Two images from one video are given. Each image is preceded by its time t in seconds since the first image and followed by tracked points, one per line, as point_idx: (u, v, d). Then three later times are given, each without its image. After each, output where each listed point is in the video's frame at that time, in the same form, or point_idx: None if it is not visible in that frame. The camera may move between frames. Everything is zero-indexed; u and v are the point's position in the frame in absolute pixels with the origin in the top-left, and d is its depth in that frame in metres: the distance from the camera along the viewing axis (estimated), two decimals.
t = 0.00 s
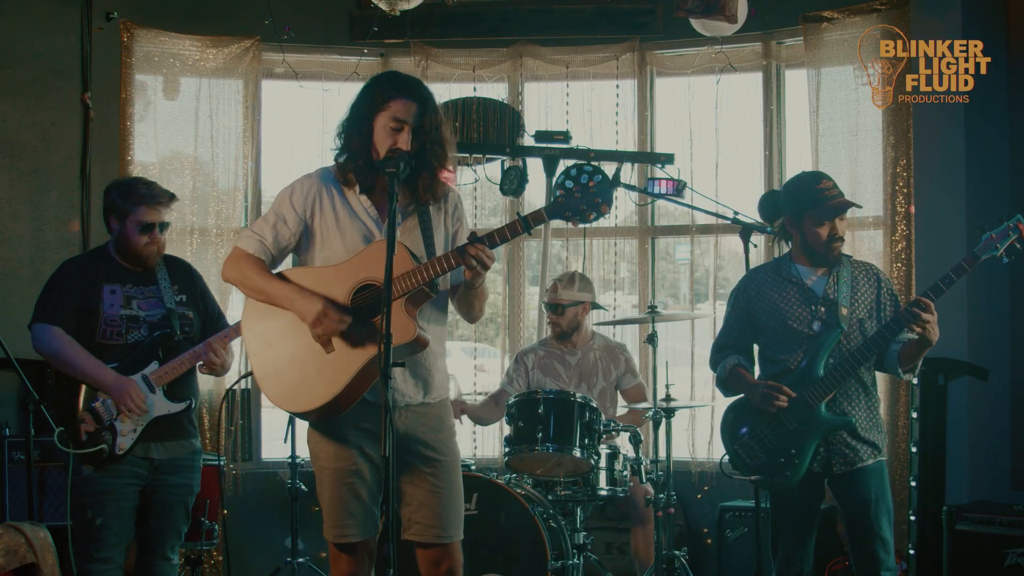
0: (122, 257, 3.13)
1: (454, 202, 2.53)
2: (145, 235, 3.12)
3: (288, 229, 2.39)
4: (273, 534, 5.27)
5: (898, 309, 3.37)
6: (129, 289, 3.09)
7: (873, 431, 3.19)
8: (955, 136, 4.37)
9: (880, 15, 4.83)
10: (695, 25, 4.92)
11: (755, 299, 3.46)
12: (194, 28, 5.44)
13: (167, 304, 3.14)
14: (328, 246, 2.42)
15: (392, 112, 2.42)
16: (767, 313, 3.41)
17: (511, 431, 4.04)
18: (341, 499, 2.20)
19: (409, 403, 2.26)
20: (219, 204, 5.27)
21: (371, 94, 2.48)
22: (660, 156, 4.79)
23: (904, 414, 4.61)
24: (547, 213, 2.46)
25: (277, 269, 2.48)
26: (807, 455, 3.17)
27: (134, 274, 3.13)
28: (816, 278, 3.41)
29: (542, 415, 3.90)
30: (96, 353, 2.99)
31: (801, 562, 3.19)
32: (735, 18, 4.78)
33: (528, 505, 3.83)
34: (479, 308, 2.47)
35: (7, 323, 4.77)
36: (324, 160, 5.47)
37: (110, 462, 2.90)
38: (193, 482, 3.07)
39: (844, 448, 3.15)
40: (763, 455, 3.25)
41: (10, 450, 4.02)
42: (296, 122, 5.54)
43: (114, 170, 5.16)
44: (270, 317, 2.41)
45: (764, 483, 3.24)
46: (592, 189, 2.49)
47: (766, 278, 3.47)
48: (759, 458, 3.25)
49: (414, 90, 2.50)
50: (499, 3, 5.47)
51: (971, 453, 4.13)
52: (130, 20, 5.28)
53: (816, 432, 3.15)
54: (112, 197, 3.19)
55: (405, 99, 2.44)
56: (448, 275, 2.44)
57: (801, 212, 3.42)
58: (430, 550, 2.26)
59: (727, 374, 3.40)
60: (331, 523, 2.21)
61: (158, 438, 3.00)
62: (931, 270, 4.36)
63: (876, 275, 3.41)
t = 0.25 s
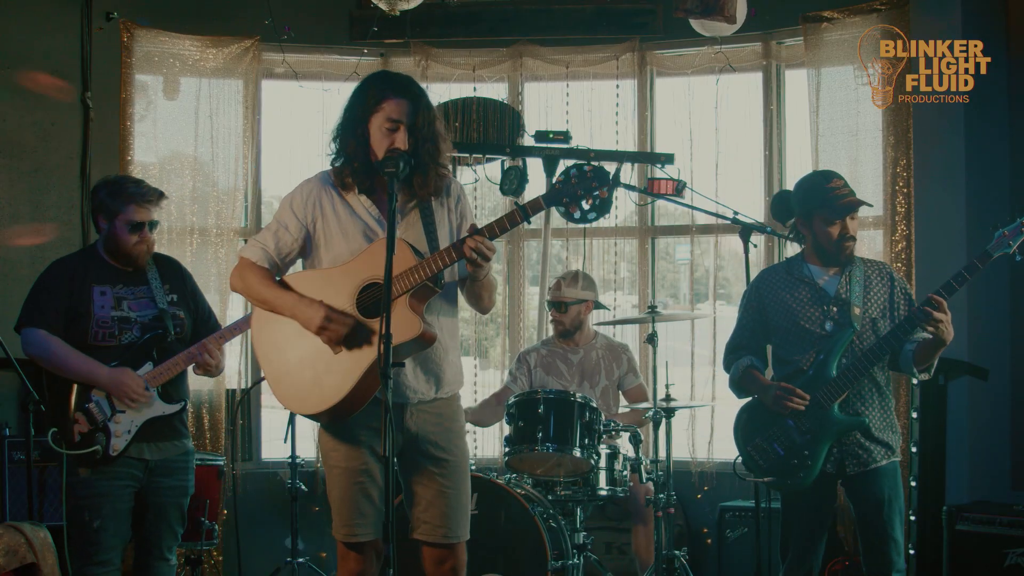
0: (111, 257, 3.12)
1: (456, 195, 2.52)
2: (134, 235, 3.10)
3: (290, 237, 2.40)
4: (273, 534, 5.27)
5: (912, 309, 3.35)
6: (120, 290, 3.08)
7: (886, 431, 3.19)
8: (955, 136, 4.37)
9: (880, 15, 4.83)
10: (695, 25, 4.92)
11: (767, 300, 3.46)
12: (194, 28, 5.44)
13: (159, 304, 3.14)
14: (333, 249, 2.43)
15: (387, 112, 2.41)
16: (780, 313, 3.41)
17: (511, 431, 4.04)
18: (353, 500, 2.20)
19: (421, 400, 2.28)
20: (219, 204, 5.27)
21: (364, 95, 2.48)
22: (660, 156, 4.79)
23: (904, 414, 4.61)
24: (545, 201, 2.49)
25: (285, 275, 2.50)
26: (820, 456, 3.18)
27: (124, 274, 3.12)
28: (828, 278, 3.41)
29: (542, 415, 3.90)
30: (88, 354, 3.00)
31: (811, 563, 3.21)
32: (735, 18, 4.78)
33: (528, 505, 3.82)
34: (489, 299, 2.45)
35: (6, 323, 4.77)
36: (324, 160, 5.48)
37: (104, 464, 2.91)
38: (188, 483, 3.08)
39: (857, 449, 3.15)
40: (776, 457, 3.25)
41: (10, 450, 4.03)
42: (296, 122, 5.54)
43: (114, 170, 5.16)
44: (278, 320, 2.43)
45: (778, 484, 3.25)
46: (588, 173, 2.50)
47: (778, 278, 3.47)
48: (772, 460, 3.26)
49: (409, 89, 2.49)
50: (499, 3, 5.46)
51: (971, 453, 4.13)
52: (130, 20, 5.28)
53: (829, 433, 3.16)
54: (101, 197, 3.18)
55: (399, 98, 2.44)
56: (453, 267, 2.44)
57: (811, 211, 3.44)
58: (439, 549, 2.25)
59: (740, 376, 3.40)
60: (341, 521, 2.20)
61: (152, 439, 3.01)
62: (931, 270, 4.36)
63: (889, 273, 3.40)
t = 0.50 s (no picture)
0: (109, 257, 3.09)
1: (463, 189, 2.51)
2: (132, 234, 3.08)
3: (297, 238, 2.42)
4: (274, 534, 5.27)
5: (917, 308, 3.34)
6: (118, 290, 3.06)
7: (889, 433, 3.19)
8: (955, 136, 4.37)
9: (880, 15, 4.83)
10: (695, 25, 4.91)
11: (772, 298, 3.46)
12: (195, 28, 5.44)
13: (158, 303, 3.12)
14: (339, 248, 2.42)
15: (386, 112, 2.42)
16: (785, 312, 3.41)
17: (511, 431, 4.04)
18: (363, 499, 2.20)
19: (433, 395, 2.28)
20: (219, 204, 5.27)
21: (365, 95, 2.48)
22: (660, 156, 4.80)
23: (904, 414, 4.61)
24: (540, 188, 2.49)
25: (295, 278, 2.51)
26: (822, 456, 3.18)
27: (122, 274, 3.10)
28: (833, 277, 3.40)
29: (542, 415, 3.90)
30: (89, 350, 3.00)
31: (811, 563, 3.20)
32: (735, 18, 4.78)
33: (528, 505, 3.82)
34: (497, 289, 2.41)
35: (6, 323, 4.77)
36: (324, 160, 5.48)
37: (104, 464, 2.91)
38: (189, 483, 3.07)
39: (859, 450, 3.15)
40: (778, 455, 3.26)
41: (10, 450, 4.03)
42: (296, 122, 5.55)
43: (114, 170, 5.16)
44: (288, 321, 2.44)
45: (779, 484, 3.25)
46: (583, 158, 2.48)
47: (783, 277, 3.46)
48: (775, 459, 3.26)
49: (409, 87, 2.49)
50: (499, 3, 5.46)
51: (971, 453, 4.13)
52: (130, 20, 5.29)
53: (831, 433, 3.17)
54: (97, 196, 3.15)
55: (397, 98, 2.44)
56: (457, 259, 2.42)
57: (818, 212, 3.42)
58: (444, 549, 2.25)
59: (744, 373, 3.38)
60: (351, 519, 2.20)
61: (151, 439, 3.01)
62: (931, 269, 4.36)
63: (895, 273, 3.39)
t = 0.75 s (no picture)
0: (116, 258, 3.11)
1: (466, 188, 2.50)
2: (140, 235, 3.10)
3: (302, 240, 2.42)
4: (274, 534, 5.27)
5: (912, 310, 3.34)
6: (125, 292, 3.07)
7: (881, 433, 3.18)
8: (955, 136, 4.37)
9: (880, 16, 4.83)
10: (695, 25, 4.91)
11: (768, 296, 3.47)
12: (195, 28, 5.44)
13: (164, 305, 3.12)
14: (344, 249, 2.43)
15: (387, 112, 2.42)
16: (780, 311, 3.41)
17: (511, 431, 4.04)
18: (364, 499, 2.20)
19: (433, 396, 2.28)
20: (219, 204, 5.27)
21: (366, 95, 2.48)
22: (660, 156, 4.80)
23: (904, 414, 4.61)
24: (540, 187, 2.45)
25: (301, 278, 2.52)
26: (814, 456, 3.20)
27: (129, 276, 3.12)
28: (830, 278, 3.40)
29: (542, 415, 3.90)
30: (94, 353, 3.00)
31: (802, 563, 3.22)
32: (735, 18, 4.78)
33: (528, 505, 3.82)
34: (500, 287, 2.42)
35: (6, 323, 4.78)
36: (324, 160, 5.48)
37: (110, 464, 2.90)
38: (197, 482, 3.07)
39: (850, 450, 3.15)
40: (770, 454, 3.27)
41: (10, 450, 4.03)
42: (297, 122, 5.55)
43: (114, 170, 5.16)
44: (292, 320, 2.44)
45: (770, 482, 3.26)
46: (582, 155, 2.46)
47: (779, 276, 3.47)
48: (766, 457, 3.28)
49: (410, 87, 2.49)
50: (499, 3, 5.46)
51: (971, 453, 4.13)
52: (130, 20, 5.29)
53: (822, 433, 3.17)
54: (105, 198, 3.17)
55: (398, 98, 2.44)
56: (462, 259, 2.42)
57: (817, 212, 3.42)
58: (442, 549, 2.25)
59: (739, 371, 3.42)
60: (352, 519, 2.20)
61: (158, 439, 3.00)
62: (931, 270, 4.36)
63: (890, 273, 3.38)
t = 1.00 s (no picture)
0: (129, 258, 3.13)
1: (464, 193, 2.51)
2: (151, 235, 3.12)
3: (299, 236, 2.41)
4: (273, 534, 5.27)
5: (901, 312, 3.35)
6: (136, 291, 3.07)
7: (868, 434, 3.19)
8: (955, 136, 4.37)
9: (880, 15, 4.83)
10: (695, 25, 4.91)
11: (759, 296, 3.46)
12: (194, 28, 5.44)
13: (174, 304, 3.13)
14: (341, 247, 2.44)
15: (391, 111, 2.42)
16: (771, 311, 3.40)
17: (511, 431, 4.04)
18: (355, 500, 2.20)
19: (424, 398, 2.27)
20: (219, 204, 5.27)
21: (373, 94, 2.48)
22: (660, 156, 4.80)
23: (904, 414, 4.60)
24: (540, 192, 2.48)
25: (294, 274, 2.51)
26: (803, 456, 3.19)
27: (142, 275, 3.13)
28: (821, 279, 3.39)
29: (542, 415, 3.90)
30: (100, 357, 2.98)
31: (796, 560, 3.20)
32: (735, 18, 4.78)
33: (528, 505, 3.83)
34: (494, 293, 2.43)
35: (6, 323, 4.77)
36: (324, 160, 5.48)
37: (118, 464, 2.89)
38: (205, 481, 3.04)
39: (839, 450, 3.15)
40: (759, 453, 3.27)
41: (10, 450, 4.03)
42: (297, 122, 5.55)
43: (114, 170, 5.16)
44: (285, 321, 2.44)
45: (759, 482, 3.26)
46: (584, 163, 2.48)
47: (771, 275, 3.46)
48: (755, 457, 3.28)
49: (414, 87, 2.49)
50: (499, 4, 5.46)
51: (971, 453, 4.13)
52: (130, 20, 5.29)
53: (811, 434, 3.17)
54: (118, 198, 3.20)
55: (403, 97, 2.44)
56: (458, 262, 2.42)
57: (812, 215, 3.42)
58: (438, 551, 2.26)
59: (727, 369, 3.40)
60: (344, 520, 2.20)
61: (168, 438, 2.99)
62: (931, 269, 4.36)
63: (880, 274, 3.40)
